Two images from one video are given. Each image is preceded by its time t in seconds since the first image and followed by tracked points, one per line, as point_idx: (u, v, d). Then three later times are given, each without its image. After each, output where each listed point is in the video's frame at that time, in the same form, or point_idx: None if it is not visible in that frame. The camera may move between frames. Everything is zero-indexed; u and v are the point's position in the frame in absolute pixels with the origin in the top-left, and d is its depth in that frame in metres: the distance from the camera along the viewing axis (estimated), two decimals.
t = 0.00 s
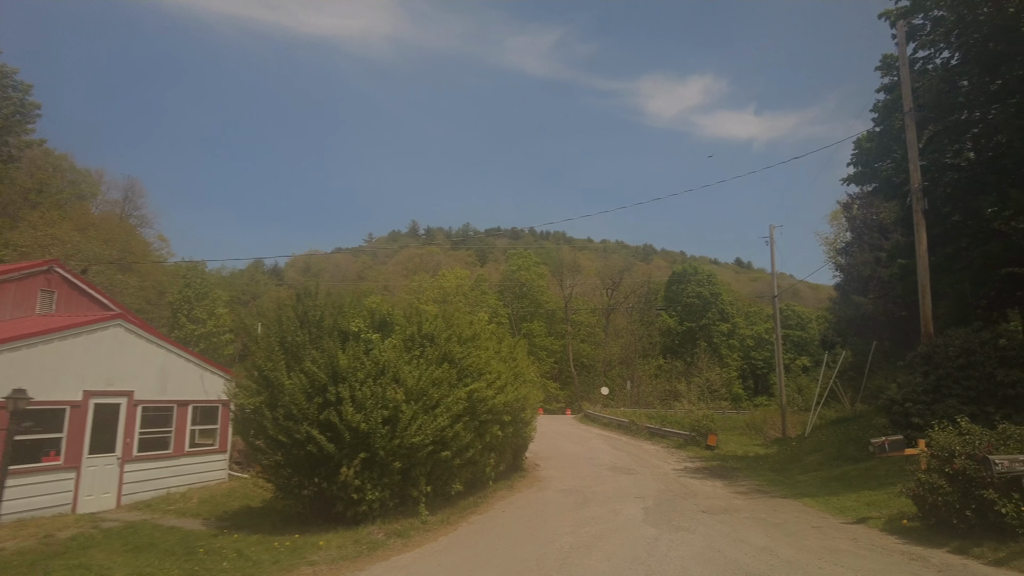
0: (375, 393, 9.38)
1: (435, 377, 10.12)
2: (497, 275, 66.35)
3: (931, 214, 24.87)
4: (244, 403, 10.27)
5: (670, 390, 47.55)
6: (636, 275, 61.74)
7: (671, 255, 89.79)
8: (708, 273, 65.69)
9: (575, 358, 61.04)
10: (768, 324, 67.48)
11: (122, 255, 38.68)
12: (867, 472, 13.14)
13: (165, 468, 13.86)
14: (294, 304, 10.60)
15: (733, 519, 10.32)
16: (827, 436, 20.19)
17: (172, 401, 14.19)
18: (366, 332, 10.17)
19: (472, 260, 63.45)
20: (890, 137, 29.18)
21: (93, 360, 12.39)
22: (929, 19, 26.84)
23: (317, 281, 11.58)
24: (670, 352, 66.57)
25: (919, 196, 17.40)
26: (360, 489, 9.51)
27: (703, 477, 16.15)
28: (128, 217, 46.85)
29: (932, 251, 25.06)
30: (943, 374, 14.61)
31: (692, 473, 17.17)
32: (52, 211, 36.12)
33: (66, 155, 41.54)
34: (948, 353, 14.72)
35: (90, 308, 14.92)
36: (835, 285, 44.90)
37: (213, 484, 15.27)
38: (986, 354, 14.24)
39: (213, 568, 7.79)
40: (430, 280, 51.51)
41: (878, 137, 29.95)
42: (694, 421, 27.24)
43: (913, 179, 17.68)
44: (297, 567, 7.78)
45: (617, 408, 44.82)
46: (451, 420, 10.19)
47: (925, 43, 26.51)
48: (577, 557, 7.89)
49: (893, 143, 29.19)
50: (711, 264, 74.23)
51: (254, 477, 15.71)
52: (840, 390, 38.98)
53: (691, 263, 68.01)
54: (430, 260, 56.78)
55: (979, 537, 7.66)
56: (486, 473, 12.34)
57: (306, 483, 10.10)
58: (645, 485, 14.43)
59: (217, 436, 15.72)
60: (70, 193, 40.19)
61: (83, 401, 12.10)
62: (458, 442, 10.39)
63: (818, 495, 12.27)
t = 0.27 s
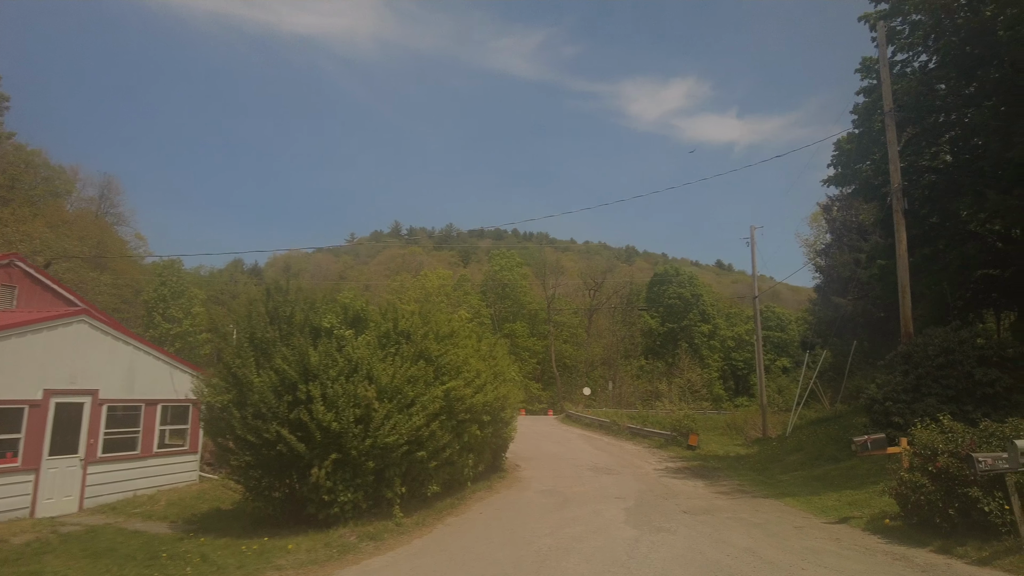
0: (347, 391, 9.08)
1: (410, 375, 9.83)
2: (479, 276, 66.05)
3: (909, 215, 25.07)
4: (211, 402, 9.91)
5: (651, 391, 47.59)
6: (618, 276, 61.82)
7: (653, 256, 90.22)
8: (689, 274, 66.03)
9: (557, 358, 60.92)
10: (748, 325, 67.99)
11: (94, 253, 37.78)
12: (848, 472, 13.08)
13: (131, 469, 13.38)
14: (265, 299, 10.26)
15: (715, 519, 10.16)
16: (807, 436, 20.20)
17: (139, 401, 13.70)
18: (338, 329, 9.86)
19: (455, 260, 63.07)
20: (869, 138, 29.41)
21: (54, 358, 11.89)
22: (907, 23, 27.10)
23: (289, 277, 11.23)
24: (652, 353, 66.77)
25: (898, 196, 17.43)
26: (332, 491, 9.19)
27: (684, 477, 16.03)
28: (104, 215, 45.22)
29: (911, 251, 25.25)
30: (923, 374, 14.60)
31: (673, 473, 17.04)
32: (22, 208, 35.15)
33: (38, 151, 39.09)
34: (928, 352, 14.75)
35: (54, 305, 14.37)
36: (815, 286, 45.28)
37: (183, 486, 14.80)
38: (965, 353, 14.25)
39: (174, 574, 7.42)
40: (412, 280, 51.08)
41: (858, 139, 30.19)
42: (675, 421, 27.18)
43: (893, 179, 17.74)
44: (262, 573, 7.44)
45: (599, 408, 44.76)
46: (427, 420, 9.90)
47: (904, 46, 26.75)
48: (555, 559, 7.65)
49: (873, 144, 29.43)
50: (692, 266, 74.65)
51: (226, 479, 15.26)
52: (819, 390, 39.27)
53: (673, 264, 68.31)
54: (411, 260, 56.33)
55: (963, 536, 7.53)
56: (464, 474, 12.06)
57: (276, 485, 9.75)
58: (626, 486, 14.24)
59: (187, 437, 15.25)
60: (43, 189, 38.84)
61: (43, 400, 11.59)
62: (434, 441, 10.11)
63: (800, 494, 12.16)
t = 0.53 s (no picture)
0: (318, 396, 8.73)
1: (385, 378, 9.49)
2: (463, 278, 65.61)
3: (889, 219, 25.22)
4: (176, 407, 9.48)
5: (633, 393, 47.54)
6: (601, 279, 61.77)
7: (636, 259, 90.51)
8: (672, 277, 66.26)
9: (540, 361, 60.69)
10: (730, 329, 68.37)
11: (67, 252, 36.79)
12: (831, 477, 12.97)
13: (95, 476, 12.87)
14: (235, 300, 9.88)
15: (698, 526, 9.96)
16: (789, 440, 20.14)
17: (104, 405, 13.19)
18: (311, 331, 9.51)
19: (438, 262, 62.53)
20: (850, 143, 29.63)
21: (12, 360, 11.36)
22: (888, 29, 27.34)
23: (261, 279, 10.83)
24: (634, 356, 66.85)
25: (880, 199, 17.45)
26: (301, 499, 8.82)
27: (666, 481, 15.85)
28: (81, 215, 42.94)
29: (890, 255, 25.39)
30: (904, 377, 14.60)
31: (655, 477, 16.87)
32: None
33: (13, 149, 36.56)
34: (909, 355, 14.75)
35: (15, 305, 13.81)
36: (797, 289, 45.57)
37: (151, 493, 14.30)
38: (946, 356, 14.26)
39: None
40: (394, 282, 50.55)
41: (840, 143, 30.41)
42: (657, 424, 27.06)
43: (875, 182, 17.75)
44: None
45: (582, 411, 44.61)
46: (403, 424, 9.57)
47: (885, 51, 26.95)
48: (533, 570, 7.38)
49: (854, 149, 29.64)
50: (675, 269, 74.95)
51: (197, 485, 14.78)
52: (800, 393, 39.47)
53: (655, 267, 68.52)
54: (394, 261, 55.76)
55: (947, 543, 7.38)
56: (441, 480, 11.74)
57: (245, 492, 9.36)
58: (608, 491, 14.01)
59: (156, 442, 14.75)
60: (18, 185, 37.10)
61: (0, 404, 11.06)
62: (409, 447, 9.78)
63: (783, 499, 12.02)
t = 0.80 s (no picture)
0: (287, 395, 8.40)
1: (359, 378, 9.18)
2: (444, 278, 65.08)
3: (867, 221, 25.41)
4: (138, 407, 9.06)
5: (613, 394, 47.48)
6: (582, 280, 61.66)
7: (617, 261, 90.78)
8: (652, 279, 66.47)
9: (521, 362, 60.43)
10: (709, 330, 68.79)
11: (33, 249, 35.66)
12: (811, 478, 12.90)
13: (55, 480, 12.34)
14: (202, 296, 9.50)
15: (678, 528, 9.79)
16: (768, 440, 20.14)
17: (65, 405, 12.67)
18: (281, 328, 9.18)
19: (419, 262, 61.96)
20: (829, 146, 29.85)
21: None
22: (867, 33, 27.60)
23: (231, 275, 10.46)
24: (614, 357, 66.94)
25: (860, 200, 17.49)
26: (270, 503, 8.46)
27: (646, 482, 15.70)
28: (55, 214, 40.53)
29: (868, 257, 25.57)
30: (883, 377, 14.63)
31: (635, 478, 16.72)
32: None
33: None
34: (889, 355, 14.78)
35: None
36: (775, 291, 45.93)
37: (116, 497, 13.79)
38: (924, 357, 14.29)
39: None
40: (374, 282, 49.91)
41: (819, 145, 30.67)
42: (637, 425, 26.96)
43: (855, 183, 17.80)
44: None
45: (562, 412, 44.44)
46: (376, 425, 9.26)
47: (863, 55, 27.18)
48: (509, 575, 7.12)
49: (833, 151, 29.87)
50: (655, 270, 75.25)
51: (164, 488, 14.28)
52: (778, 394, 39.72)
53: (636, 269, 68.70)
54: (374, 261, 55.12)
55: (930, 545, 7.26)
56: (417, 482, 11.43)
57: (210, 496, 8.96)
58: (587, 492, 13.81)
59: (122, 444, 14.23)
60: None
61: None
62: (383, 449, 9.46)
63: (763, 501, 11.90)
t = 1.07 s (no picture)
0: (253, 397, 7.99)
1: (328, 380, 8.81)
2: (421, 280, 64.53)
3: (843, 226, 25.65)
4: (94, 409, 8.56)
5: (591, 397, 47.44)
6: (560, 283, 61.54)
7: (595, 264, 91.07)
8: (630, 282, 66.73)
9: (498, 364, 60.08)
10: (685, 333, 69.23)
11: None
12: (789, 483, 12.83)
13: (8, 486, 11.76)
14: (163, 292, 9.01)
15: (657, 535, 9.60)
16: (746, 443, 20.12)
17: (19, 407, 12.08)
18: (247, 327, 8.76)
19: (396, 264, 61.40)
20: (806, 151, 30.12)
21: None
22: (844, 41, 27.88)
23: (196, 271, 9.99)
24: (591, 360, 67.03)
25: (838, 204, 17.56)
26: (233, 510, 8.04)
27: (623, 486, 15.54)
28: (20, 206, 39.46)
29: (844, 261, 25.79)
30: (861, 381, 14.66)
31: (612, 482, 16.55)
32: None
33: None
34: (866, 359, 14.82)
35: None
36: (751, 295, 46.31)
37: (73, 504, 13.19)
38: (900, 361, 14.34)
39: None
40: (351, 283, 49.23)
41: (797, 150, 30.95)
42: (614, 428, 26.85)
43: (833, 187, 17.87)
44: None
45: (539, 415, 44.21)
46: (346, 429, 8.88)
47: (840, 63, 27.44)
48: None
49: (810, 157, 30.13)
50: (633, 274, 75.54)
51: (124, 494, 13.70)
52: (754, 397, 40.02)
53: (614, 272, 68.88)
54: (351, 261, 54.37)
55: (911, 550, 7.14)
56: (389, 487, 11.06)
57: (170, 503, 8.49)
58: (564, 497, 13.58)
59: (80, 448, 13.64)
60: None
61: None
62: (353, 454, 9.09)
63: (742, 506, 11.78)
